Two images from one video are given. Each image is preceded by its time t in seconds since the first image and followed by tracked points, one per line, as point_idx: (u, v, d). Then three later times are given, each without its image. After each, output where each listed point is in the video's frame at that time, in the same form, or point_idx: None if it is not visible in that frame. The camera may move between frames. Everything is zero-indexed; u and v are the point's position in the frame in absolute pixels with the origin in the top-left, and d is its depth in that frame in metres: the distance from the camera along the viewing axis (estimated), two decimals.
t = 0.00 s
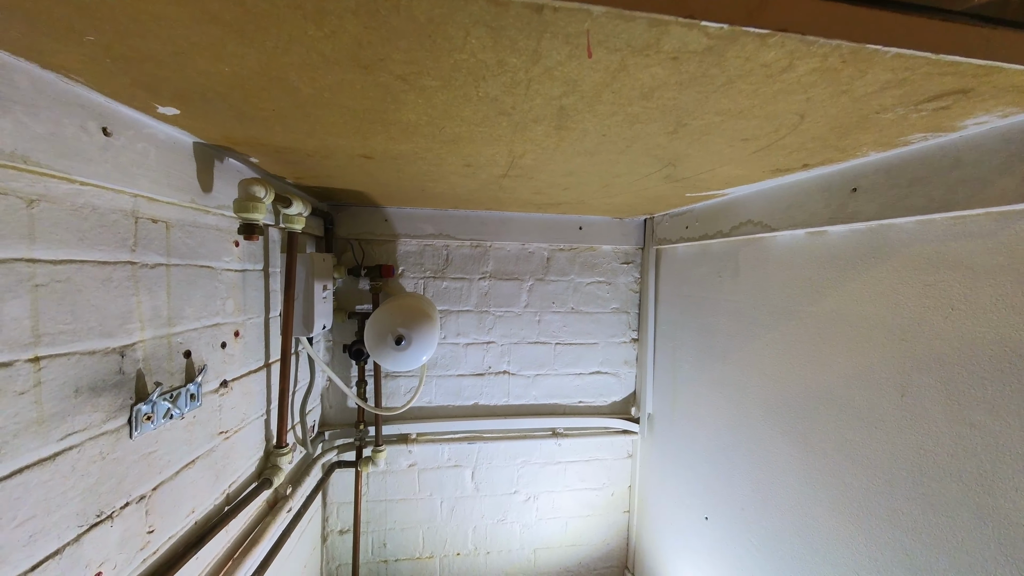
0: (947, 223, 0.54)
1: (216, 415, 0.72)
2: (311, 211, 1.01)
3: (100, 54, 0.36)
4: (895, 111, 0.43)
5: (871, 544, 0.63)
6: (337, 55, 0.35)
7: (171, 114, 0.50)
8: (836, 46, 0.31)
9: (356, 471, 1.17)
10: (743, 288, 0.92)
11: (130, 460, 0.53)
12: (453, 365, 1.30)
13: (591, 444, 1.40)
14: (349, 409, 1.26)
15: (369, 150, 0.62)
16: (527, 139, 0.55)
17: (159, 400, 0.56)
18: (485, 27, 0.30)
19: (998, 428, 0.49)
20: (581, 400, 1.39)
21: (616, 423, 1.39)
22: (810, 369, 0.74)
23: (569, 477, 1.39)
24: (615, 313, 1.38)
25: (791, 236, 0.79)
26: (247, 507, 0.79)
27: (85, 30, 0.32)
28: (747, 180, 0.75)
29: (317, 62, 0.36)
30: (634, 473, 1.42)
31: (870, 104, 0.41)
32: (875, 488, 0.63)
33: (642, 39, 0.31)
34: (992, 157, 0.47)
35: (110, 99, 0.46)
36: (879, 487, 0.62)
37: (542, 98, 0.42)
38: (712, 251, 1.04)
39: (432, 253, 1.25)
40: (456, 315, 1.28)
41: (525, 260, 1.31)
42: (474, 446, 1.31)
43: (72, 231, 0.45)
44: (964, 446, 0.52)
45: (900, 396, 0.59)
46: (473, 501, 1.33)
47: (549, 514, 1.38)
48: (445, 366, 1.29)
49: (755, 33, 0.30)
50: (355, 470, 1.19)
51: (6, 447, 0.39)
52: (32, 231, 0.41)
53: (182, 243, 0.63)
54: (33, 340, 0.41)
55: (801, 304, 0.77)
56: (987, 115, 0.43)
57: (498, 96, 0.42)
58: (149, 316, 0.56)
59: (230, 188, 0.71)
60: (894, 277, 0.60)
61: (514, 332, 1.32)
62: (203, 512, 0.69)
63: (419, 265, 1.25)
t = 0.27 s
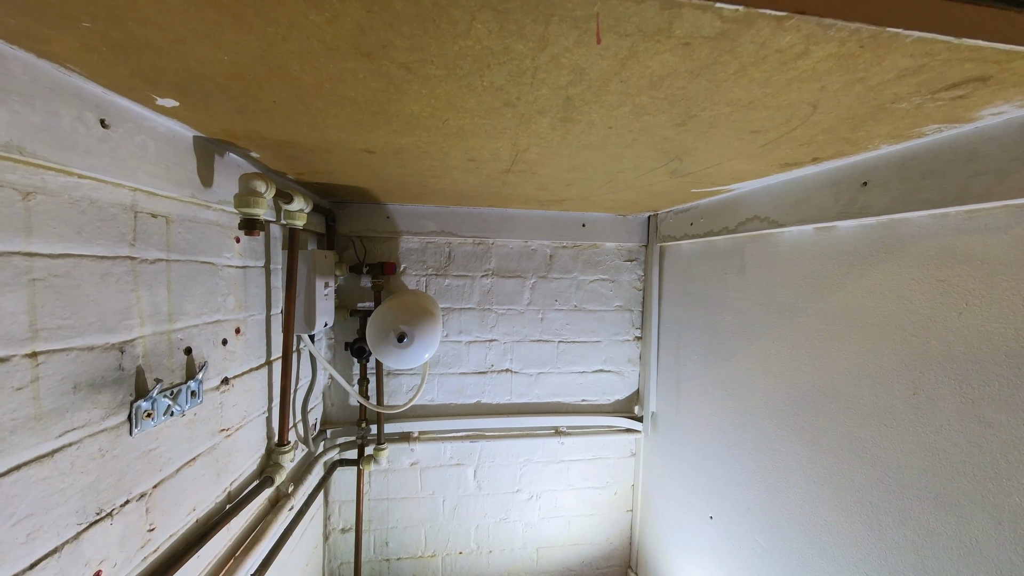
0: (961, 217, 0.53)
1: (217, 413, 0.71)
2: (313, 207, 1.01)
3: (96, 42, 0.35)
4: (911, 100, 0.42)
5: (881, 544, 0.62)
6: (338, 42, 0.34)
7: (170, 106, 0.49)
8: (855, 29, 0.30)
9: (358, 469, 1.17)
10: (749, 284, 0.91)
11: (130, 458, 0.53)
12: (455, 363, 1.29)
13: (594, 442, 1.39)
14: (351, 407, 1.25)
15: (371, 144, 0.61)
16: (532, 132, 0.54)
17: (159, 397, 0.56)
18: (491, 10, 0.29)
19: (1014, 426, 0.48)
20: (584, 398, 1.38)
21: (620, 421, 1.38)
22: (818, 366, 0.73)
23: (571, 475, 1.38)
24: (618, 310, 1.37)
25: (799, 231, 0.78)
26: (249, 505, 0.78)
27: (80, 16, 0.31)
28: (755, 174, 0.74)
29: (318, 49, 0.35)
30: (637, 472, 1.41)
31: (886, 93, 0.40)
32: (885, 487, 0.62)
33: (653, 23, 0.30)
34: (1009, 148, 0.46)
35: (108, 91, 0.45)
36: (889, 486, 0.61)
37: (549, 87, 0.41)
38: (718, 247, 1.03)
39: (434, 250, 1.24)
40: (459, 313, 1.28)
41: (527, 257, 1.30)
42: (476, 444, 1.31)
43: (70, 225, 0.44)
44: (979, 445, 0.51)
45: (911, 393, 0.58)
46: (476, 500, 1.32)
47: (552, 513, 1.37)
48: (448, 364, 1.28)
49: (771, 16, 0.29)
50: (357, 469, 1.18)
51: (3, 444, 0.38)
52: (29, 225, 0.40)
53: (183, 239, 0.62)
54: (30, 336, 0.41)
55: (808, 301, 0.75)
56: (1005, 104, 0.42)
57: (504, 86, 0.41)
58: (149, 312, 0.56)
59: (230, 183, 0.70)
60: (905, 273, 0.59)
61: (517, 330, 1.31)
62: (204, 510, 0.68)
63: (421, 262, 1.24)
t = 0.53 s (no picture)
0: (972, 213, 0.52)
1: (217, 411, 0.71)
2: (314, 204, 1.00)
3: (92, 32, 0.34)
4: (922, 92, 0.41)
5: (889, 545, 0.61)
6: (337, 31, 0.33)
7: (169, 100, 0.48)
8: (868, 16, 0.29)
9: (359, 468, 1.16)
10: (754, 282, 0.90)
11: (129, 455, 0.52)
12: (457, 362, 1.28)
13: (597, 442, 1.38)
14: (352, 405, 1.25)
15: (372, 139, 0.61)
16: (535, 126, 0.53)
17: (158, 394, 0.55)
18: None
19: None
20: (586, 397, 1.37)
21: (622, 421, 1.37)
22: (824, 365, 0.72)
23: (573, 475, 1.37)
24: (621, 309, 1.36)
25: (804, 228, 0.77)
26: (249, 504, 0.78)
27: (74, 4, 0.31)
28: (760, 170, 0.73)
29: (317, 39, 0.34)
30: (639, 471, 1.41)
31: (897, 84, 0.39)
32: (892, 487, 0.61)
33: (661, 10, 0.29)
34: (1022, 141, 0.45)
35: (106, 84, 0.44)
36: (897, 487, 0.60)
37: (552, 79, 0.40)
38: (721, 245, 1.02)
39: (435, 248, 1.24)
40: (460, 311, 1.27)
41: (529, 256, 1.29)
42: (478, 443, 1.30)
43: (67, 220, 0.44)
44: (990, 444, 0.50)
45: (920, 392, 0.57)
46: (477, 499, 1.32)
47: (554, 512, 1.37)
48: (449, 363, 1.28)
49: (782, 2, 0.28)
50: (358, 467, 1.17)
51: None
52: (25, 219, 0.40)
53: (182, 235, 0.61)
54: (26, 332, 0.40)
55: (814, 298, 0.75)
56: (1019, 96, 0.41)
57: (506, 78, 0.40)
58: (148, 308, 0.55)
59: (230, 179, 0.70)
60: (913, 270, 0.58)
61: (519, 329, 1.30)
62: (204, 509, 0.67)
63: (422, 261, 1.23)
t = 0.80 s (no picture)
0: (974, 212, 0.51)
1: (218, 410, 0.71)
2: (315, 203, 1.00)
3: (92, 31, 0.34)
4: (924, 90, 0.41)
5: (890, 545, 0.61)
6: (336, 30, 0.33)
7: (170, 99, 0.49)
8: (869, 14, 0.29)
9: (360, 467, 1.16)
10: (755, 282, 0.90)
11: (129, 454, 0.52)
12: (457, 361, 1.28)
13: (597, 442, 1.38)
14: (353, 405, 1.25)
15: (372, 138, 0.61)
16: (535, 125, 0.53)
17: (159, 393, 0.55)
18: None
19: None
20: (587, 397, 1.37)
21: (623, 420, 1.37)
22: (826, 365, 0.72)
23: (574, 475, 1.37)
24: (621, 309, 1.36)
25: (805, 228, 0.77)
26: (250, 503, 0.78)
27: (74, 4, 0.31)
28: (761, 170, 0.73)
29: (317, 38, 0.34)
30: (640, 471, 1.40)
31: (899, 82, 0.39)
32: (893, 488, 0.60)
33: (660, 8, 0.29)
34: None
35: (107, 83, 0.44)
36: (899, 487, 0.60)
37: (552, 78, 0.40)
38: (722, 245, 1.02)
39: (436, 247, 1.24)
40: (461, 311, 1.27)
41: (530, 255, 1.29)
42: (478, 443, 1.30)
43: (68, 219, 0.44)
44: (992, 445, 0.50)
45: (922, 392, 0.57)
46: (477, 499, 1.32)
47: (554, 512, 1.37)
48: (449, 363, 1.28)
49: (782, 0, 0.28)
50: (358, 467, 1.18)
51: None
52: (26, 218, 0.40)
53: (183, 234, 0.61)
54: (27, 331, 0.40)
55: (815, 298, 0.74)
56: (1023, 94, 0.41)
57: (506, 77, 0.40)
58: (149, 308, 0.55)
59: (231, 179, 0.70)
60: (915, 269, 0.58)
61: (519, 328, 1.30)
62: (204, 508, 0.68)
63: (423, 260, 1.23)
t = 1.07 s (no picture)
0: (956, 224, 0.52)
1: (216, 414, 0.72)
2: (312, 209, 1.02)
3: (90, 54, 0.35)
4: (903, 107, 0.41)
5: (876, 551, 0.61)
6: (326, 53, 0.34)
7: (167, 113, 0.50)
8: (839, 41, 0.30)
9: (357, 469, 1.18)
10: (747, 288, 0.91)
11: (128, 459, 0.54)
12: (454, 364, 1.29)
13: (593, 444, 1.39)
14: (351, 407, 1.26)
15: (366, 149, 0.62)
16: (525, 138, 0.54)
17: (157, 399, 0.57)
18: (475, 23, 0.29)
19: (1007, 434, 0.47)
20: (583, 400, 1.38)
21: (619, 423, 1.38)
22: (815, 371, 0.73)
23: (570, 477, 1.38)
24: (617, 312, 1.37)
25: (795, 235, 0.78)
26: (247, 505, 0.79)
27: (73, 30, 0.32)
28: (751, 178, 0.74)
29: (308, 60, 0.35)
30: (636, 474, 1.41)
31: (876, 100, 0.40)
32: (879, 494, 0.61)
33: (637, 35, 0.30)
34: (1003, 155, 0.46)
35: (106, 100, 0.46)
36: (884, 493, 0.61)
37: (537, 96, 0.41)
38: (716, 250, 1.02)
39: (433, 252, 1.25)
40: (458, 315, 1.28)
41: (526, 259, 1.30)
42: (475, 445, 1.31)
43: (69, 231, 0.45)
44: (973, 453, 0.50)
45: (906, 400, 0.58)
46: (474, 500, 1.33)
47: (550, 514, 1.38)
48: (446, 366, 1.29)
49: (754, 28, 0.29)
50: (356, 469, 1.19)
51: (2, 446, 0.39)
52: (28, 232, 0.41)
53: (181, 243, 0.63)
54: (29, 341, 0.41)
55: (805, 305, 0.75)
56: (999, 111, 0.42)
57: (493, 94, 0.41)
58: (148, 316, 0.56)
59: (229, 188, 0.71)
60: (900, 279, 0.59)
61: (516, 332, 1.31)
62: (202, 511, 0.69)
63: (420, 264, 1.24)
